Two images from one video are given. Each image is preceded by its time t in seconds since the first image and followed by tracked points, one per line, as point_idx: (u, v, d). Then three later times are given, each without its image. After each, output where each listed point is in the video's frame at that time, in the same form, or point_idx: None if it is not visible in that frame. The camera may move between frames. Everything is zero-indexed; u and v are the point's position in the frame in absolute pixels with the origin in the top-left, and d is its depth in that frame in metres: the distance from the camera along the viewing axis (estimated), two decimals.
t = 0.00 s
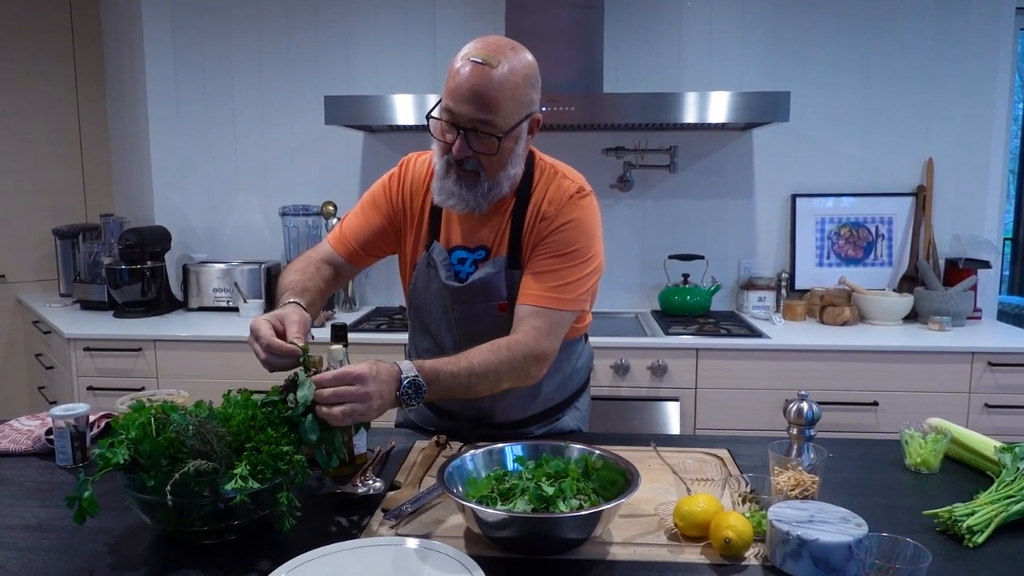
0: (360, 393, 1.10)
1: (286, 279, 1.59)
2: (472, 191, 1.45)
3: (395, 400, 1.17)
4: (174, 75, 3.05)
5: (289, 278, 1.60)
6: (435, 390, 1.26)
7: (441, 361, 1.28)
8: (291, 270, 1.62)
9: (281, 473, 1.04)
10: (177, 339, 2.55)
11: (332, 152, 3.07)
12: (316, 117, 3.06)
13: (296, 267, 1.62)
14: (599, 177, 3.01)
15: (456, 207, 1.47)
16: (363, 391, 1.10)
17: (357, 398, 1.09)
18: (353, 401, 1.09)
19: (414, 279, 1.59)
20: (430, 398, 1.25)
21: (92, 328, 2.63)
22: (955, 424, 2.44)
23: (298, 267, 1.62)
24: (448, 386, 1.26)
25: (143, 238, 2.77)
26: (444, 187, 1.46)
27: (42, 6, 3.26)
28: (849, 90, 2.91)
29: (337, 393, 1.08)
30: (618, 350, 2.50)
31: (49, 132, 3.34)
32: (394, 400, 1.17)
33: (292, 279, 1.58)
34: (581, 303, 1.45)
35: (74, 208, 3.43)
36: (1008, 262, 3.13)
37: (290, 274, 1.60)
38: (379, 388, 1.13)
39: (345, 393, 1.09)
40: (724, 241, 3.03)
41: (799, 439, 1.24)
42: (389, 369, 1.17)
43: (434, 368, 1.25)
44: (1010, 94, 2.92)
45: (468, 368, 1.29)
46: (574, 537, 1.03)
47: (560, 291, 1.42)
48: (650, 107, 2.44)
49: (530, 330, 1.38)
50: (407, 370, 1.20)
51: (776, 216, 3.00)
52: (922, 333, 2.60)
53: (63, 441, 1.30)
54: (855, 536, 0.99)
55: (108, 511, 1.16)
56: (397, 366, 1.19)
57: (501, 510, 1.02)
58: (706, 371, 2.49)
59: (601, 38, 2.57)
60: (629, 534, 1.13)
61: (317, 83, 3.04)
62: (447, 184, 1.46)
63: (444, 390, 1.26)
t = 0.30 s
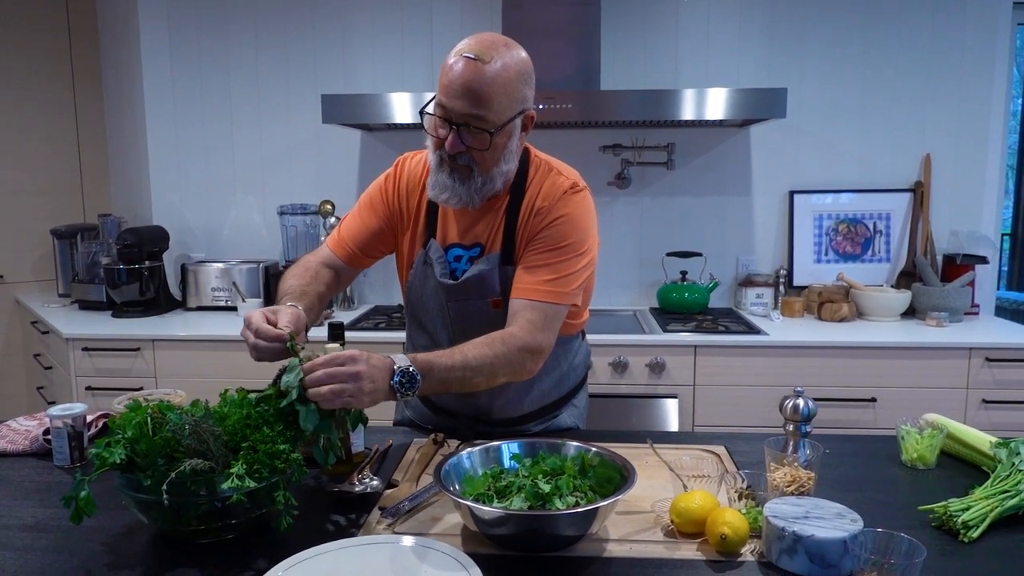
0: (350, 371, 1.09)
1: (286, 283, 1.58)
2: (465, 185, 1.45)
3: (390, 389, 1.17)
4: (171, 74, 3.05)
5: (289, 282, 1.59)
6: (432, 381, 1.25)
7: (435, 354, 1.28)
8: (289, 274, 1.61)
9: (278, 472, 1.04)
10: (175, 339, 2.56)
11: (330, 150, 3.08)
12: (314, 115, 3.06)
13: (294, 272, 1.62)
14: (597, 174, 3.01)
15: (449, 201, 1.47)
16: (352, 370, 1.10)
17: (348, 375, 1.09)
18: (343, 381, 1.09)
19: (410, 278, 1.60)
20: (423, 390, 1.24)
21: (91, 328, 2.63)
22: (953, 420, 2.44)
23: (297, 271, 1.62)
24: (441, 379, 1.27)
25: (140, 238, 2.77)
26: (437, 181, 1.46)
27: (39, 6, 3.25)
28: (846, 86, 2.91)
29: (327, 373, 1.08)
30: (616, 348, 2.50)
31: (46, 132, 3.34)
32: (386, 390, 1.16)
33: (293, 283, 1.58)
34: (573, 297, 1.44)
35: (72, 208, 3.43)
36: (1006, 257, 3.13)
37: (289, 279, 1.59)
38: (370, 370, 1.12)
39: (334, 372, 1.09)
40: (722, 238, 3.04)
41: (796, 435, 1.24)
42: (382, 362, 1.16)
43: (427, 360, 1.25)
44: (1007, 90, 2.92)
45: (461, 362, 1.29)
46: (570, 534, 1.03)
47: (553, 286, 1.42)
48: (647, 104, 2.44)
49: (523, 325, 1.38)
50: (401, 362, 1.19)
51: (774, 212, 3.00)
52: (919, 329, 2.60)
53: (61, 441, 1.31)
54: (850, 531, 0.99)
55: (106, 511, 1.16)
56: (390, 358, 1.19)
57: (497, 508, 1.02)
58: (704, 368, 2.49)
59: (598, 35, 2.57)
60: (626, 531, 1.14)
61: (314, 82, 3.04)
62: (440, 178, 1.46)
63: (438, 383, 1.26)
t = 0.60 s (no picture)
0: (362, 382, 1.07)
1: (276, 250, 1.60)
2: (460, 180, 1.45)
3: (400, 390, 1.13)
4: (166, 73, 3.05)
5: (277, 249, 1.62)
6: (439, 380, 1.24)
7: (441, 351, 1.27)
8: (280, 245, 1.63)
9: (273, 472, 1.04)
10: (169, 338, 2.55)
11: (325, 150, 3.07)
12: (309, 115, 3.06)
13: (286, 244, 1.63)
14: (593, 175, 3.02)
15: (444, 195, 1.47)
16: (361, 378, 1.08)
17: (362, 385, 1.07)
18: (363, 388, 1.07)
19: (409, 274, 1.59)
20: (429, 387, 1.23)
21: (84, 327, 2.62)
22: (946, 421, 2.45)
23: (289, 244, 1.63)
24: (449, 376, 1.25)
25: (135, 237, 2.76)
26: (433, 176, 1.46)
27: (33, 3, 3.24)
28: (841, 88, 2.93)
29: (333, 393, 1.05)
30: (611, 348, 2.51)
31: (39, 130, 3.32)
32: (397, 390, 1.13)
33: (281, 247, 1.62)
34: (573, 296, 1.45)
35: (66, 207, 3.42)
36: (999, 259, 3.15)
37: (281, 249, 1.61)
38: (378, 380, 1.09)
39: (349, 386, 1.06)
40: (717, 239, 3.04)
41: (790, 436, 1.24)
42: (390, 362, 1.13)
43: (435, 356, 1.24)
44: (1001, 92, 2.94)
45: (468, 357, 1.28)
46: (565, 534, 1.04)
47: (553, 285, 1.42)
48: (643, 105, 2.45)
49: (524, 324, 1.38)
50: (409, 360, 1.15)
51: (769, 213, 3.01)
52: (913, 330, 2.61)
53: (54, 440, 1.30)
54: (844, 531, 1.00)
55: (100, 510, 1.16)
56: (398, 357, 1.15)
57: (493, 508, 1.02)
58: (699, 369, 2.50)
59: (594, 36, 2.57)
60: (620, 532, 1.14)
61: (311, 82, 3.04)
62: (436, 173, 1.46)
63: (446, 379, 1.25)
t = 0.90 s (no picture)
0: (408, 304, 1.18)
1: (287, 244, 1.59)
2: (476, 178, 1.46)
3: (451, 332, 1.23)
4: (159, 76, 3.04)
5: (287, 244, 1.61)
6: (487, 342, 1.29)
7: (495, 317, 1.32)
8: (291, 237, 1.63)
9: (267, 475, 1.04)
10: (163, 342, 2.54)
11: (320, 153, 3.07)
12: (303, 117, 3.06)
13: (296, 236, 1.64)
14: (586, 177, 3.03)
15: (461, 195, 1.48)
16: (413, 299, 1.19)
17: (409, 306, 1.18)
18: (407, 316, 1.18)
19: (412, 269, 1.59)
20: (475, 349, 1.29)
21: (78, 331, 2.61)
22: (938, 421, 2.47)
23: (300, 236, 1.64)
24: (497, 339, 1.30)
25: (128, 240, 2.76)
26: (448, 176, 1.48)
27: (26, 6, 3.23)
28: (832, 90, 2.94)
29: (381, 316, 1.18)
30: (605, 350, 2.52)
31: (32, 133, 3.32)
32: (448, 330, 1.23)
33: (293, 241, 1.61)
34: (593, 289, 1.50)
35: (58, 210, 3.41)
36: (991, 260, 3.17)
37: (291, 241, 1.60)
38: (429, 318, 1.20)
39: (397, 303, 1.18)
40: (711, 241, 3.05)
41: (782, 436, 1.25)
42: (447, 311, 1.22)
43: (489, 318, 1.29)
44: (991, 94, 2.96)
45: (519, 330, 1.33)
46: (559, 535, 1.04)
47: (576, 280, 1.46)
48: (636, 108, 2.46)
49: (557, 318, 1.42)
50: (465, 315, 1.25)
51: (761, 215, 3.02)
52: (905, 331, 2.63)
53: (48, 444, 1.30)
54: (835, 531, 1.01)
55: (94, 514, 1.16)
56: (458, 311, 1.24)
57: (486, 509, 1.02)
58: (692, 370, 2.51)
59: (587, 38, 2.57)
60: (613, 532, 1.14)
61: (305, 85, 3.04)
62: (452, 173, 1.47)
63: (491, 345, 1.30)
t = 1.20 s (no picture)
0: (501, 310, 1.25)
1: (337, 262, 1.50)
2: (506, 177, 1.50)
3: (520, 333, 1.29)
4: (150, 76, 3.03)
5: (335, 263, 1.51)
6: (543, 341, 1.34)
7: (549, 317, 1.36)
8: (329, 253, 1.54)
9: (260, 475, 1.04)
10: (154, 343, 2.53)
11: (311, 154, 3.07)
12: (295, 118, 3.05)
13: (332, 249, 1.56)
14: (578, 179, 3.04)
15: (490, 194, 1.51)
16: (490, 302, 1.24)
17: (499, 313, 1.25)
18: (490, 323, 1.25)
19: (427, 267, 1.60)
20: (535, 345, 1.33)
21: (68, 331, 2.60)
22: (926, 421, 2.49)
23: (330, 245, 1.57)
24: (555, 340, 1.35)
25: (119, 241, 2.74)
26: (477, 178, 1.50)
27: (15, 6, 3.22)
28: (822, 93, 2.96)
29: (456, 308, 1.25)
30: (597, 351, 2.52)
31: (22, 133, 3.30)
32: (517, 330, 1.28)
33: (341, 258, 1.51)
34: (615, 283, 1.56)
35: (49, 211, 3.39)
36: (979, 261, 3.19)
37: (338, 258, 1.52)
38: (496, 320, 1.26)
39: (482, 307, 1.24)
40: (702, 242, 3.07)
41: (773, 436, 1.26)
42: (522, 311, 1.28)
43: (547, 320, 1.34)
44: (979, 96, 2.99)
45: (568, 328, 1.37)
46: (551, 534, 1.05)
47: (602, 274, 1.52)
48: (628, 109, 2.47)
49: (589, 310, 1.47)
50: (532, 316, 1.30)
51: (752, 216, 3.04)
52: (894, 332, 2.65)
53: (39, 445, 1.29)
54: (825, 529, 1.02)
55: (86, 515, 1.16)
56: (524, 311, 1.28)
57: (479, 509, 1.03)
58: (684, 371, 2.52)
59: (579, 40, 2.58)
60: (606, 531, 1.15)
61: (297, 86, 3.04)
62: (481, 174, 1.49)
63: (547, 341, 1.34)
